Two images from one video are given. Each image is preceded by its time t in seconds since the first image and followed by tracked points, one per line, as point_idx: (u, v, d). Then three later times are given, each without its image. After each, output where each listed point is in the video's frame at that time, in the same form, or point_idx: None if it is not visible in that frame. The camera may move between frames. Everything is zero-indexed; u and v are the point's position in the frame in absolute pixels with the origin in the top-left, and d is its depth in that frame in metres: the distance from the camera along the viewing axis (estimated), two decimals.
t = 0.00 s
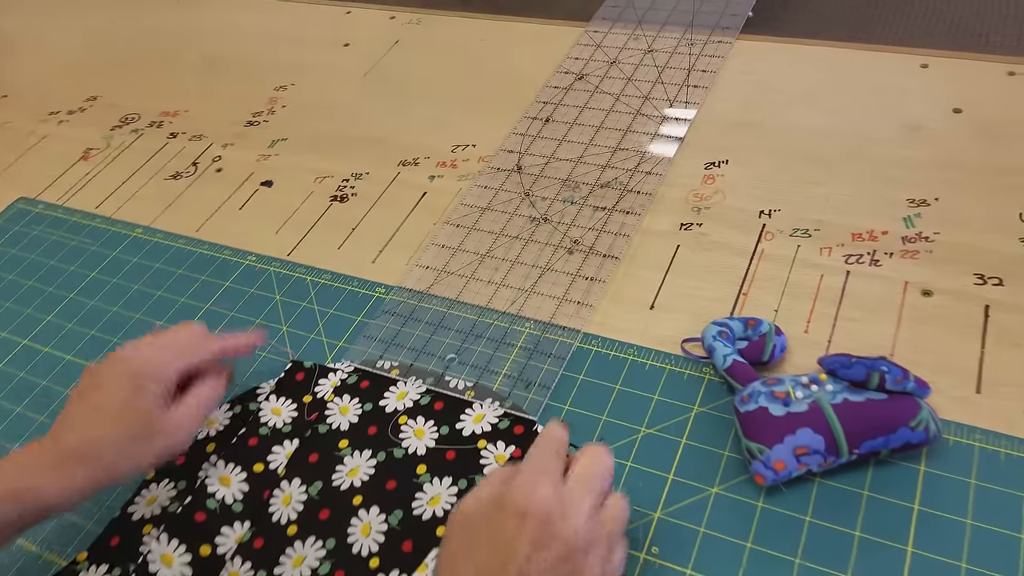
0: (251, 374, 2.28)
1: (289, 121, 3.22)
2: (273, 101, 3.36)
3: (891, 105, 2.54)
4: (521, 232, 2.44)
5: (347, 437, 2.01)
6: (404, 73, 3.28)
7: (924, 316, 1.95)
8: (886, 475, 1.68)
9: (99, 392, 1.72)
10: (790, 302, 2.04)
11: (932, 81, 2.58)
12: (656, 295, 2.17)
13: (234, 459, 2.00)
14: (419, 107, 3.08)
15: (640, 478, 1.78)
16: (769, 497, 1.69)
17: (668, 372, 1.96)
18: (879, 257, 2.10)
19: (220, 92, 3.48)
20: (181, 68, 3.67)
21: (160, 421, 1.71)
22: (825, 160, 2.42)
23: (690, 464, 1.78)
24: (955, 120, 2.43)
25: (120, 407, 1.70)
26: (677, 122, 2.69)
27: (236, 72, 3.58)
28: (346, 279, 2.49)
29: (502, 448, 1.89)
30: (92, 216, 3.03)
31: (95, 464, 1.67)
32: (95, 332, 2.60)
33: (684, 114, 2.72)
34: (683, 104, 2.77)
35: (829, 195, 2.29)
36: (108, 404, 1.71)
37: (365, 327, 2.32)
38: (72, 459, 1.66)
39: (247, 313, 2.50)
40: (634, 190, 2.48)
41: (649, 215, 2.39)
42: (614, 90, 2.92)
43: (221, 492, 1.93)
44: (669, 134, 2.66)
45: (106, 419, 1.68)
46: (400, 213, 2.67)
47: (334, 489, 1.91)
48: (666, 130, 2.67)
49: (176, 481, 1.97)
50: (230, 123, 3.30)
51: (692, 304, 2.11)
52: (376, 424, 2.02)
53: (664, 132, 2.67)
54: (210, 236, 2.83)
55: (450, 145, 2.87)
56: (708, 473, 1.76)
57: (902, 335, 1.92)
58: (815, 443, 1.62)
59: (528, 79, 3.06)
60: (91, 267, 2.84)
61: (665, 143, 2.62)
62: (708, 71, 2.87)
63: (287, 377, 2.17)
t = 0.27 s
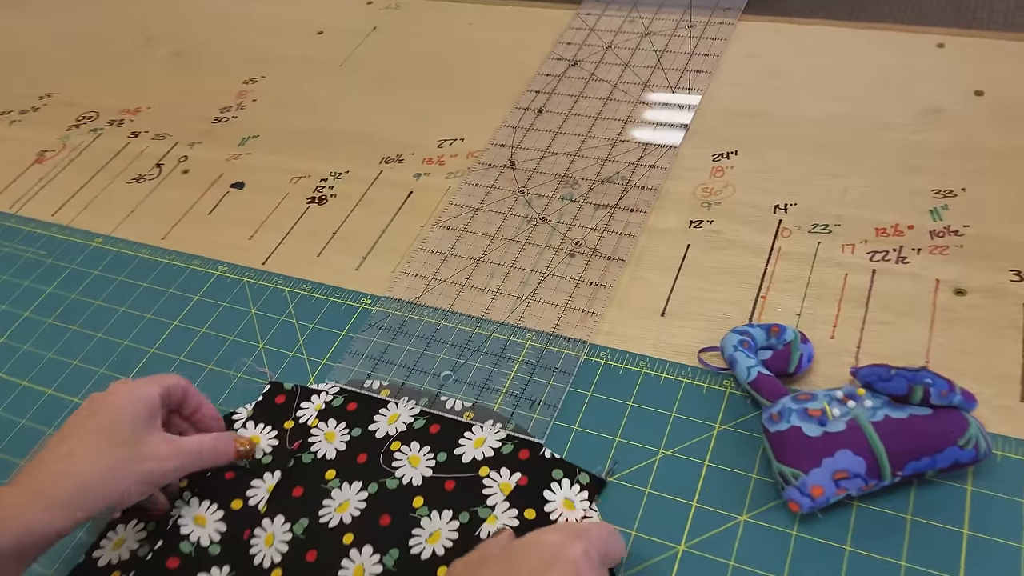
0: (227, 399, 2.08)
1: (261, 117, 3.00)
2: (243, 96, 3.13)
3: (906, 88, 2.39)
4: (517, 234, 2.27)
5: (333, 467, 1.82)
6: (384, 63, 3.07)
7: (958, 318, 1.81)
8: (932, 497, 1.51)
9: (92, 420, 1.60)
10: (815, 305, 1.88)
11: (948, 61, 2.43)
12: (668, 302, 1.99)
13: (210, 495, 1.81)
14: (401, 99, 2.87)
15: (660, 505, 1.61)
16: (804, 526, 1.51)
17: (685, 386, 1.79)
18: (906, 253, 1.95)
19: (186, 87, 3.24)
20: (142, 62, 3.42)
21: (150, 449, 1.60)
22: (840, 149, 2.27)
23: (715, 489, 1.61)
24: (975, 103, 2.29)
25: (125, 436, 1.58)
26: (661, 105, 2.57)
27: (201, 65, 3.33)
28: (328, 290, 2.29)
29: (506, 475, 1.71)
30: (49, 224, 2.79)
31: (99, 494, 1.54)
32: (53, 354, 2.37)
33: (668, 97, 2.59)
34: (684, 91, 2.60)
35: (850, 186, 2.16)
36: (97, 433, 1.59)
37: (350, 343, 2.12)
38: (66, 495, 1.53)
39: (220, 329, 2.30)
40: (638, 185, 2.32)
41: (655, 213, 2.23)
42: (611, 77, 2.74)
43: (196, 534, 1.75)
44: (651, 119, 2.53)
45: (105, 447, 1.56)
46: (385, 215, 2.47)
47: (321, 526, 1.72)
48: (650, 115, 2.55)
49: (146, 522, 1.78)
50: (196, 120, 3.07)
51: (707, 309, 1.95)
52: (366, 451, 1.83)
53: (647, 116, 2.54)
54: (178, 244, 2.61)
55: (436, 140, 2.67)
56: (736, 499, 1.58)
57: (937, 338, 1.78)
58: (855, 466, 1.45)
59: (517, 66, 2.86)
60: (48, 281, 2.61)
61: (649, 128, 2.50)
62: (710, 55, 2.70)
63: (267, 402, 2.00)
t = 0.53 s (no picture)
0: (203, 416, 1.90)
1: (234, 106, 2.80)
2: (214, 84, 2.92)
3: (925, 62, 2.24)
4: (514, 229, 2.11)
5: (320, 491, 1.64)
6: (364, 46, 2.87)
7: (998, 310, 1.67)
8: (985, 511, 1.36)
9: (92, 427, 1.46)
10: (841, 301, 1.74)
11: (968, 33, 2.28)
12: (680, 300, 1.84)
13: (185, 525, 1.63)
14: (384, 84, 2.68)
15: (683, 527, 1.46)
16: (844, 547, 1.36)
17: (704, 392, 1.63)
18: (937, 241, 1.81)
19: (152, 76, 3.03)
20: (104, 50, 3.20)
21: (147, 472, 1.50)
22: (858, 129, 2.12)
23: (743, 507, 1.45)
24: (1000, 77, 2.15)
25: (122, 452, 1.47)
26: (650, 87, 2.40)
27: (168, 53, 3.12)
28: (310, 293, 2.11)
29: (512, 496, 1.54)
30: (6, 227, 2.58)
31: (101, 521, 1.45)
32: (13, 369, 2.18)
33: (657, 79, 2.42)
34: (688, 69, 2.43)
35: (871, 169, 2.01)
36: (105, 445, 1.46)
37: (336, 351, 1.94)
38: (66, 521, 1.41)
39: (194, 338, 2.11)
40: (643, 173, 2.17)
41: (662, 202, 2.08)
42: (608, 56, 2.56)
43: (172, 570, 1.57)
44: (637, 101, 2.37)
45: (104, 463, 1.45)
46: (371, 209, 2.29)
47: (309, 559, 1.55)
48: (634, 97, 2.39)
49: (116, 556, 1.60)
50: (164, 111, 2.86)
51: (724, 306, 1.80)
52: (356, 472, 1.65)
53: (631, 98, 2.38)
54: (147, 245, 2.41)
55: (423, 127, 2.49)
56: (769, 518, 1.43)
57: (976, 333, 1.65)
58: (903, 482, 1.31)
59: (507, 47, 2.68)
60: (7, 290, 2.41)
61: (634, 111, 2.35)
62: (713, 31, 2.53)
63: (246, 417, 1.81)
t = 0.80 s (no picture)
0: (170, 432, 1.75)
1: (200, 91, 2.60)
2: (179, 68, 2.71)
3: (942, 30, 2.09)
4: (508, 219, 1.96)
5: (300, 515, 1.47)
6: (339, 23, 2.67)
7: None
8: None
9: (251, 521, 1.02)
10: (866, 291, 1.61)
11: None
12: (693, 293, 1.70)
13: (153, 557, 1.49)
14: (362, 64, 2.49)
15: (705, 548, 1.31)
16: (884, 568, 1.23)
17: (722, 396, 1.48)
18: (966, 224, 1.67)
19: (111, 60, 2.81)
20: (59, 33, 2.97)
21: None
22: (873, 102, 1.97)
23: (770, 524, 1.31)
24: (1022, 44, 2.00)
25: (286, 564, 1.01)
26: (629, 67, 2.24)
27: (128, 35, 2.90)
28: (285, 293, 1.93)
29: (515, 516, 1.39)
30: None
31: None
32: None
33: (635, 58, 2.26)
34: (688, 42, 2.26)
35: (890, 145, 1.86)
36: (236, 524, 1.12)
37: (315, 356, 1.77)
38: None
39: (159, 346, 1.93)
40: (644, 155, 2.01)
41: (666, 186, 1.93)
42: (602, 29, 2.39)
43: None
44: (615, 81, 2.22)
45: None
46: (350, 200, 2.12)
47: None
48: (613, 78, 2.23)
49: None
50: (124, 97, 2.65)
51: (738, 299, 1.66)
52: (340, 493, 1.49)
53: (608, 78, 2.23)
54: (107, 244, 2.21)
55: (405, 110, 2.31)
56: (799, 534, 1.29)
57: (1015, 323, 1.51)
58: (953, 496, 1.18)
59: (493, 22, 2.50)
60: None
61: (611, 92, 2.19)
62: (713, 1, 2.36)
63: (217, 434, 1.66)
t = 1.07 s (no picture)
0: (135, 450, 1.55)
1: (160, 74, 2.39)
2: (136, 51, 2.50)
3: None
4: (502, 205, 1.81)
5: (284, 541, 1.31)
6: None
7: None
8: None
9: None
10: (898, 274, 1.49)
11: None
12: (705, 282, 1.56)
13: None
14: (335, 41, 2.31)
15: (738, 567, 1.14)
16: None
17: (747, 394, 1.33)
18: (1000, 199, 1.56)
19: (61, 44, 2.58)
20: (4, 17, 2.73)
21: None
22: (890, 71, 1.84)
23: (813, 537, 1.14)
24: None
25: None
26: (615, 52, 2.06)
27: (80, 17, 2.67)
28: (259, 292, 1.76)
29: (525, 536, 1.23)
30: None
31: None
32: None
33: (622, 42, 2.08)
34: (687, 10, 2.11)
35: (912, 117, 1.74)
36: None
37: (293, 361, 1.60)
38: None
39: (119, 354, 1.74)
40: (646, 133, 1.87)
41: (673, 166, 1.79)
42: None
43: None
44: (601, 67, 2.04)
45: None
46: (328, 189, 1.94)
47: None
48: (601, 62, 2.05)
49: None
50: (77, 83, 2.43)
51: (758, 285, 1.53)
52: (327, 515, 1.33)
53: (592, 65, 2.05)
54: (60, 242, 2.01)
55: (384, 89, 2.13)
56: (843, 548, 1.13)
57: None
58: (1017, 501, 1.05)
59: None
60: None
61: (598, 77, 2.01)
62: None
63: (186, 451, 1.47)
